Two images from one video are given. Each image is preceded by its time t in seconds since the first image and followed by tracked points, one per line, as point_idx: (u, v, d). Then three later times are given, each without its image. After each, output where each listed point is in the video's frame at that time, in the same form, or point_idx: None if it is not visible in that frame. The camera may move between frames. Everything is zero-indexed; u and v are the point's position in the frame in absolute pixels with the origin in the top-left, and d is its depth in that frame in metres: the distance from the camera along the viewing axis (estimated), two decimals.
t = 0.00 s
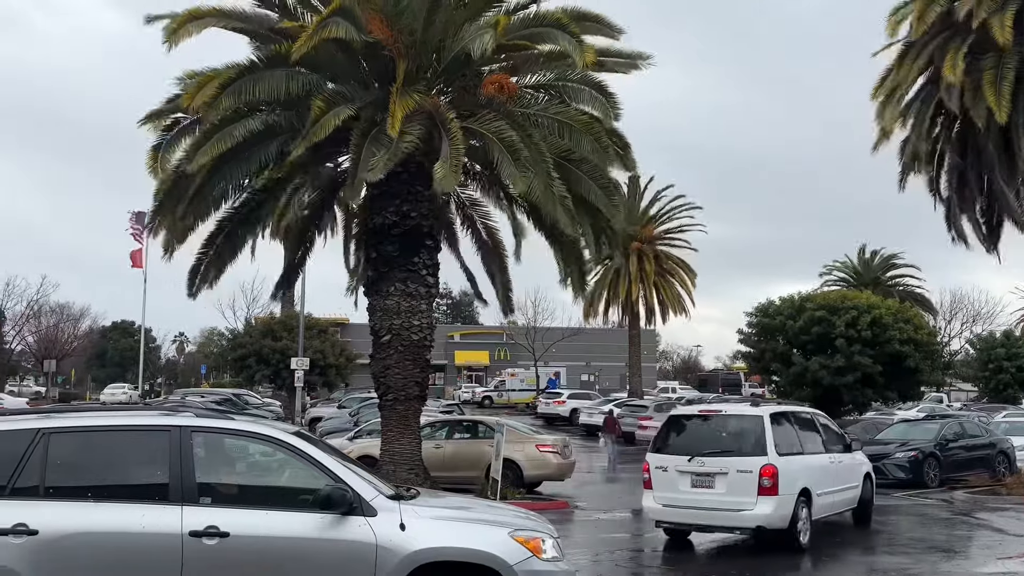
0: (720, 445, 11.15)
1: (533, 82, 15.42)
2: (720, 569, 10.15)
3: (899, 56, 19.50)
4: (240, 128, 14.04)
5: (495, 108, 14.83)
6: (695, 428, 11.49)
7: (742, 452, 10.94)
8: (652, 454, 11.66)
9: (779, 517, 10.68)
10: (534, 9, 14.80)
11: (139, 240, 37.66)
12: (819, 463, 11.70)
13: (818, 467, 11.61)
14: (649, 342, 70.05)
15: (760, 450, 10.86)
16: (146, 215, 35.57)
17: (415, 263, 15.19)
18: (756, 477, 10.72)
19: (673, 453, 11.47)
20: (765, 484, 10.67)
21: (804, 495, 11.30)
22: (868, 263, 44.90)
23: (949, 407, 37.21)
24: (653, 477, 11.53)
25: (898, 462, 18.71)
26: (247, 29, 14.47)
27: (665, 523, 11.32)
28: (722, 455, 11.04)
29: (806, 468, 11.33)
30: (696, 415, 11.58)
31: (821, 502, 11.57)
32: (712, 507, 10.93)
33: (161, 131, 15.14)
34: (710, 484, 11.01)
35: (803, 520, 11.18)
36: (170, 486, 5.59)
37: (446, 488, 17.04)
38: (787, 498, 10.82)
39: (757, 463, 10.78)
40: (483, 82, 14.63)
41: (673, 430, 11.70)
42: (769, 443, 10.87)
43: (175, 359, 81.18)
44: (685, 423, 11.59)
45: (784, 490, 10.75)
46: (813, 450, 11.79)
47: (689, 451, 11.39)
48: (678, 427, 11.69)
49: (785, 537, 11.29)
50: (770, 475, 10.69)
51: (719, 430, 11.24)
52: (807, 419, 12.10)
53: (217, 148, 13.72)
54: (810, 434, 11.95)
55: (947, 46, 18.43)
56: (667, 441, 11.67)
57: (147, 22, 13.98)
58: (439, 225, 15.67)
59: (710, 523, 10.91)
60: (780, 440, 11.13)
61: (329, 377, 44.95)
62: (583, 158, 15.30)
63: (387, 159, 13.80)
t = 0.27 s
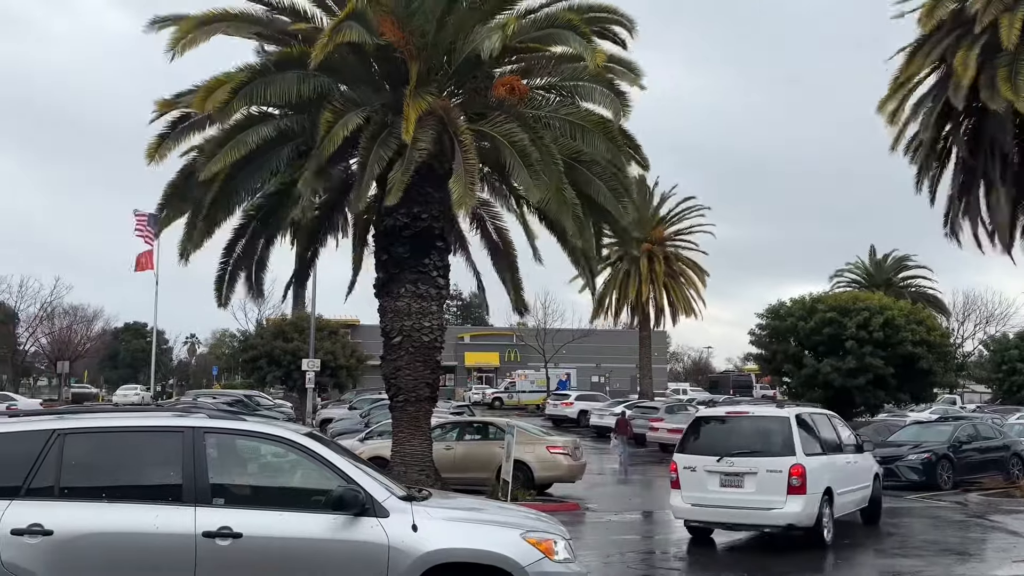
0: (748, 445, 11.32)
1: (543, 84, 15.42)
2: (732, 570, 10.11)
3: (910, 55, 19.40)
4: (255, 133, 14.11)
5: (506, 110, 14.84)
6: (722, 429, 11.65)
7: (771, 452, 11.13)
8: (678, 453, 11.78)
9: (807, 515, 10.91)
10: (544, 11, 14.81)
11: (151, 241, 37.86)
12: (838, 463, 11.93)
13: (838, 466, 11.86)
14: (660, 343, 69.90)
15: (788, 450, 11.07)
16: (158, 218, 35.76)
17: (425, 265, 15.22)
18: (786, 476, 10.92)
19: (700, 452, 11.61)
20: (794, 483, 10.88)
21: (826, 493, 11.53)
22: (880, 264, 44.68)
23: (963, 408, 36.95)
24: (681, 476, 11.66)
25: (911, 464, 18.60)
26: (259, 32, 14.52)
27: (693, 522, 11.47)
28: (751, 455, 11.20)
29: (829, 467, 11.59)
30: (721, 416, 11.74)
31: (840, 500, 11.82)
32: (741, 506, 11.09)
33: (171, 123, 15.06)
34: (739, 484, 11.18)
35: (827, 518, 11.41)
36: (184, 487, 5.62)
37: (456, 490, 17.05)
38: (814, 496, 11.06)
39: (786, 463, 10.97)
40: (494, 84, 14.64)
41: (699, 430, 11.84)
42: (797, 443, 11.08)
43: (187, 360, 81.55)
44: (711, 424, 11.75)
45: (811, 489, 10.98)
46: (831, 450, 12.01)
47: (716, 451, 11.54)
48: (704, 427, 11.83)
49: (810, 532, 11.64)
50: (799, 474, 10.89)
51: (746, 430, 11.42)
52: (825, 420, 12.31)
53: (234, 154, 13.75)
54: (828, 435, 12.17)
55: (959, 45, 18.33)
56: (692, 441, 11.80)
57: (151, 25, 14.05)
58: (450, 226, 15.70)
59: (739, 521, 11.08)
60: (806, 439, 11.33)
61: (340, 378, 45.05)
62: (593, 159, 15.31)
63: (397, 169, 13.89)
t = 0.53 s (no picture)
0: (767, 446, 11.31)
1: (552, 85, 15.41)
2: (743, 573, 10.06)
3: (921, 54, 19.30)
4: (265, 134, 14.14)
5: (515, 112, 14.85)
6: (739, 430, 11.62)
7: (790, 454, 11.13)
8: (695, 454, 11.72)
9: (826, 515, 10.95)
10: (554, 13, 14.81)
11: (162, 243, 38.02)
12: (852, 463, 11.98)
13: (852, 466, 11.91)
14: (669, 345, 69.76)
15: (808, 451, 11.08)
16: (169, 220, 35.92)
17: (434, 266, 15.23)
18: (806, 477, 10.93)
19: (718, 453, 11.57)
20: (814, 484, 10.90)
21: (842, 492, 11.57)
22: (890, 265, 44.50)
23: (975, 410, 36.74)
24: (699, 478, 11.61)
25: (922, 466, 18.50)
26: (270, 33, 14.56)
27: (711, 523, 11.44)
28: (770, 456, 11.19)
29: (845, 469, 11.63)
30: (738, 417, 11.72)
31: (854, 500, 11.88)
32: (761, 507, 11.08)
33: (178, 122, 15.11)
34: (759, 484, 11.15)
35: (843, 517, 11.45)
36: (194, 488, 5.64)
37: (465, 491, 17.06)
38: (832, 496, 11.09)
39: (806, 464, 10.98)
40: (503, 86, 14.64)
41: (717, 432, 11.79)
42: (817, 444, 11.09)
43: (197, 362, 81.87)
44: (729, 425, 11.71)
45: (831, 489, 11.01)
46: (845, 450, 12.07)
47: (734, 452, 11.51)
48: (721, 428, 11.79)
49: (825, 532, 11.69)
50: (819, 475, 10.91)
51: (764, 431, 11.41)
52: (837, 420, 12.36)
53: (246, 156, 13.77)
54: (841, 435, 12.23)
55: (970, 44, 18.24)
56: (709, 443, 11.75)
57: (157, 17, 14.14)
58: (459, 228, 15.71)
59: (758, 521, 11.07)
60: (823, 440, 11.35)
61: (350, 380, 45.12)
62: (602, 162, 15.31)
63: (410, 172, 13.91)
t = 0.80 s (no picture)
0: (782, 447, 11.29)
1: (559, 87, 15.42)
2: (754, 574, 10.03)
3: (931, 56, 19.24)
4: (273, 134, 14.18)
5: (523, 114, 14.84)
6: (754, 431, 11.60)
7: (806, 455, 11.10)
8: (711, 455, 11.68)
9: (843, 515, 10.92)
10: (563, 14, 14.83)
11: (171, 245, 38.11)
12: (864, 464, 11.97)
13: (863, 467, 11.90)
14: (678, 347, 69.63)
15: (824, 452, 11.06)
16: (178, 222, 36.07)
17: (443, 268, 15.24)
18: (822, 478, 10.90)
19: (733, 454, 11.53)
20: (831, 485, 10.86)
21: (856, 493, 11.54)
22: (901, 266, 44.32)
23: (986, 412, 36.54)
24: (714, 479, 11.57)
25: (933, 468, 18.39)
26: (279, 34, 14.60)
27: (727, 523, 11.39)
28: (786, 457, 11.16)
29: (859, 470, 11.62)
30: (752, 419, 11.70)
31: (866, 500, 11.87)
32: (777, 508, 11.04)
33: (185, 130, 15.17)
34: (775, 485, 11.12)
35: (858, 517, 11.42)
36: (204, 489, 5.66)
37: (474, 492, 17.05)
38: (848, 497, 11.06)
39: (823, 465, 10.95)
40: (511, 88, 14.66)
41: (731, 433, 11.77)
42: (833, 445, 11.08)
43: (207, 364, 82.12)
44: (744, 426, 11.69)
45: (847, 489, 10.97)
46: (856, 451, 12.06)
47: (750, 453, 11.47)
48: (736, 429, 11.76)
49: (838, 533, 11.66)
50: (835, 476, 10.88)
51: (779, 432, 11.40)
52: (848, 422, 12.36)
53: (250, 155, 13.82)
54: (852, 437, 12.23)
55: (980, 45, 18.18)
56: (724, 444, 11.71)
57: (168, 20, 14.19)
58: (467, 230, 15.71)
59: (775, 522, 11.04)
60: (838, 442, 11.34)
61: (359, 381, 45.17)
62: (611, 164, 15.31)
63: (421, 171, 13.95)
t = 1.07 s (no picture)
0: (794, 448, 11.25)
1: (567, 88, 15.43)
2: None
3: (941, 58, 19.18)
4: (280, 135, 14.22)
5: (531, 115, 14.86)
6: (766, 433, 11.57)
7: (818, 456, 11.07)
8: (722, 456, 11.65)
9: (856, 516, 10.88)
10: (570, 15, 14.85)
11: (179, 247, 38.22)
12: (874, 465, 11.93)
13: (874, 468, 11.86)
14: (686, 348, 69.54)
15: (837, 453, 11.03)
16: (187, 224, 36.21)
17: (450, 269, 15.26)
18: (834, 479, 10.87)
19: (745, 456, 11.50)
20: (843, 486, 10.83)
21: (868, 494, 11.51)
22: (909, 267, 44.17)
23: (996, 414, 36.36)
24: (725, 481, 11.52)
25: (943, 470, 18.29)
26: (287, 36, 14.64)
27: (739, 524, 11.35)
28: (798, 459, 11.13)
29: (869, 471, 11.58)
30: (763, 420, 11.67)
31: (877, 501, 11.84)
32: (789, 509, 11.01)
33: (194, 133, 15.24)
34: (787, 486, 11.08)
35: (869, 518, 11.38)
36: (213, 490, 5.68)
37: (481, 494, 17.04)
38: (860, 498, 11.03)
39: (835, 466, 10.92)
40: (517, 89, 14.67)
41: (742, 434, 11.73)
42: (845, 446, 11.05)
43: (215, 365, 82.38)
44: (755, 428, 11.65)
45: (859, 491, 10.94)
46: (866, 452, 12.03)
47: (762, 454, 11.44)
48: (747, 431, 11.73)
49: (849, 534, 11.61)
50: (847, 477, 10.84)
51: (791, 434, 11.37)
52: (857, 424, 12.33)
53: (255, 155, 13.85)
54: (862, 438, 12.20)
55: (990, 46, 18.13)
56: (735, 445, 11.67)
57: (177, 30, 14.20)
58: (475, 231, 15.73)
59: (787, 524, 11.01)
60: (849, 443, 11.31)
61: (366, 383, 45.24)
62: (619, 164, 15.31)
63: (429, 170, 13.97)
